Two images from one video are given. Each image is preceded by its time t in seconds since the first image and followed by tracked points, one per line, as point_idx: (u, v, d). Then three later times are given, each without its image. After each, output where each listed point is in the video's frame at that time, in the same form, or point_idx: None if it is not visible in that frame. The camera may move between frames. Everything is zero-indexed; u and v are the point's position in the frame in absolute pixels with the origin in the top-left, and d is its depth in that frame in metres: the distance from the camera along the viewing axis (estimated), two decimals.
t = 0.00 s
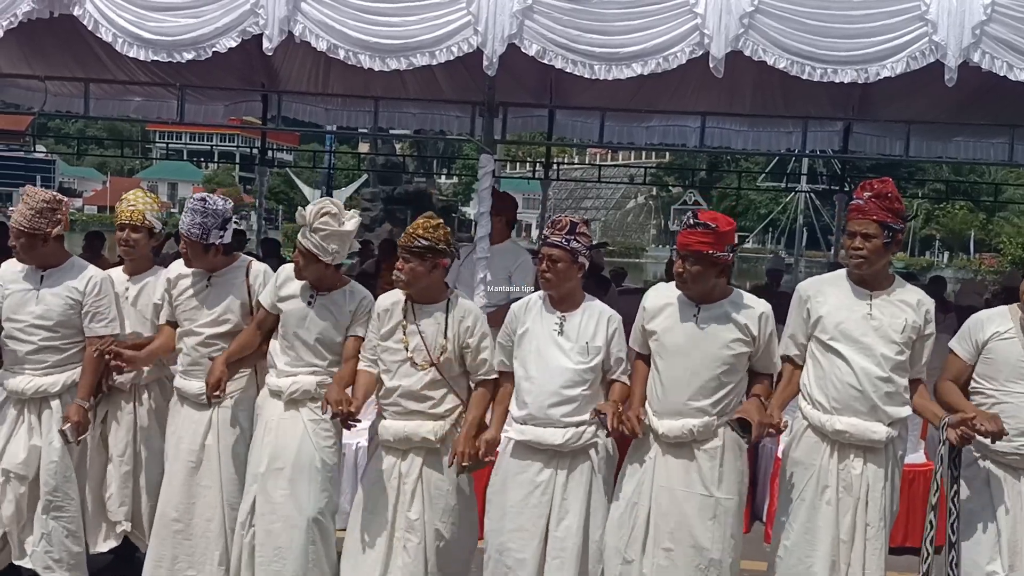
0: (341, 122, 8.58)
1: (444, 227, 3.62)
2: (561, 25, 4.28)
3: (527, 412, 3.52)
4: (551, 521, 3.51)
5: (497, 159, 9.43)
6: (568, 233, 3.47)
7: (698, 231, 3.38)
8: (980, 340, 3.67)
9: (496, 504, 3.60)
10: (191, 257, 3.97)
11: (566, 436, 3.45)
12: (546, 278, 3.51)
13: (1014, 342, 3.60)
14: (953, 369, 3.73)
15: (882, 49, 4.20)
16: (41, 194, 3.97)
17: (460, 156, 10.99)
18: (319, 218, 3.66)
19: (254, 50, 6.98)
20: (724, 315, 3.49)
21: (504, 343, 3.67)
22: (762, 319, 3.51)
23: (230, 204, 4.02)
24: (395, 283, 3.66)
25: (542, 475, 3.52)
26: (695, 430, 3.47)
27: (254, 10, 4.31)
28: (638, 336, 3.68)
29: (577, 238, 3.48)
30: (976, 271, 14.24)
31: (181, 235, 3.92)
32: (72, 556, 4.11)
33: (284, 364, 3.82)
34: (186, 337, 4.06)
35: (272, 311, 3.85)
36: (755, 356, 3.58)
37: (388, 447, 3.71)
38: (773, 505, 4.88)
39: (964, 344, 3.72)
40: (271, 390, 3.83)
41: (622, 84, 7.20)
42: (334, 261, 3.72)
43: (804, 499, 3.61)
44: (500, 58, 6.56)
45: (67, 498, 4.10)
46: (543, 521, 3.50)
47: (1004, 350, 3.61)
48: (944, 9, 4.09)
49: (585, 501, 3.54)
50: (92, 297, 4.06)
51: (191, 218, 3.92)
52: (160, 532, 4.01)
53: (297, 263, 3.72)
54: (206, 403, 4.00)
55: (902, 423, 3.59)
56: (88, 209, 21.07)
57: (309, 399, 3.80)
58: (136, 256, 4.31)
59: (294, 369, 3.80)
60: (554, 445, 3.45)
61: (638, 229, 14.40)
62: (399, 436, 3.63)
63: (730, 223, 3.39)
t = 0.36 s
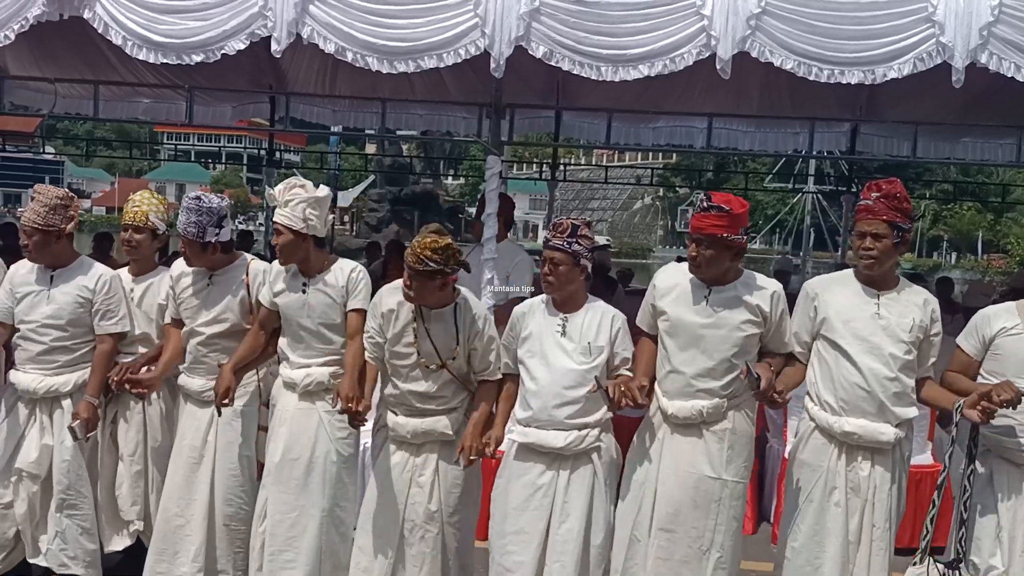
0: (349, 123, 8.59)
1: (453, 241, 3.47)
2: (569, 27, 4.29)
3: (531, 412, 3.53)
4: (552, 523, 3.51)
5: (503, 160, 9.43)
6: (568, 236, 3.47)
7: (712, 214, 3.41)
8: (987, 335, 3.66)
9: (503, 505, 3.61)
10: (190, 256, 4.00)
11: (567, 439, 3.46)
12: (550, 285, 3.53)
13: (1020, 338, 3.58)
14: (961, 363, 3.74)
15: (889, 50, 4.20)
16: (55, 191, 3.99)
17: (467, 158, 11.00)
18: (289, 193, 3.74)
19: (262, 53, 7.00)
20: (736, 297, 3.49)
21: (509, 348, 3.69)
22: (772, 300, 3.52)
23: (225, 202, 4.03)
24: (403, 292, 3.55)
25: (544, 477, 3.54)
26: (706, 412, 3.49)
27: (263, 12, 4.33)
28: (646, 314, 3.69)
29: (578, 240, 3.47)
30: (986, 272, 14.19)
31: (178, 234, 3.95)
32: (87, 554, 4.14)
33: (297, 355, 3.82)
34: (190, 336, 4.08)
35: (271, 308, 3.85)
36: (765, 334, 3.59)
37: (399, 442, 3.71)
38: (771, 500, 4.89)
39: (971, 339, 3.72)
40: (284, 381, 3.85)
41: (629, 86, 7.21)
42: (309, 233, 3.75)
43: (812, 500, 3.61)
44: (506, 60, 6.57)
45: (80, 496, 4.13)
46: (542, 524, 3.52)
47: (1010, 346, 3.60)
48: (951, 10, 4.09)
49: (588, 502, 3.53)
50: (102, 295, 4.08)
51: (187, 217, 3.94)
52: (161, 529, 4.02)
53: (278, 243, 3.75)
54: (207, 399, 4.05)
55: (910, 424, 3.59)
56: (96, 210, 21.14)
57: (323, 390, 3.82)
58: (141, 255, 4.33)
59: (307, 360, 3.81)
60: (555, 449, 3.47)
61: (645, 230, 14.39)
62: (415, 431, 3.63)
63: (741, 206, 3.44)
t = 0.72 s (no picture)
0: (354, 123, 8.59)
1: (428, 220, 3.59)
2: (573, 27, 4.29)
3: (529, 412, 3.54)
4: (549, 520, 3.52)
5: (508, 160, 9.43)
6: (569, 234, 3.47)
7: (702, 248, 3.26)
8: (983, 337, 3.67)
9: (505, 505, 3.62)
10: (207, 250, 3.98)
11: (567, 437, 3.47)
12: (556, 285, 3.53)
13: (1017, 337, 3.60)
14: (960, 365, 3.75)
15: (895, 50, 4.19)
16: (58, 192, 4.01)
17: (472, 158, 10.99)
18: (304, 190, 3.75)
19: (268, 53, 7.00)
20: (732, 321, 3.44)
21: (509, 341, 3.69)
22: (771, 320, 3.46)
23: (246, 200, 4.04)
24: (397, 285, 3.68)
25: (542, 474, 3.54)
26: (710, 429, 3.48)
27: (268, 12, 4.34)
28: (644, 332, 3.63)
29: (579, 238, 3.47)
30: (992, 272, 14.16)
31: (199, 227, 3.93)
32: (102, 552, 4.15)
33: (296, 353, 3.84)
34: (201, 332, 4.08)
35: (279, 306, 3.87)
36: (767, 351, 3.53)
37: (408, 439, 3.74)
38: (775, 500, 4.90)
39: (969, 341, 3.73)
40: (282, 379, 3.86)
41: (634, 86, 7.21)
42: (320, 234, 3.75)
43: (811, 500, 3.61)
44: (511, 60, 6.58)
45: (92, 495, 4.13)
46: (540, 521, 3.52)
47: (1008, 346, 3.61)
48: (956, 10, 4.09)
49: (586, 502, 3.54)
50: (104, 297, 4.09)
51: (208, 210, 3.92)
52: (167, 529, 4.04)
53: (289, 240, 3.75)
54: (215, 400, 4.03)
55: (909, 425, 3.59)
56: (102, 211, 21.17)
57: (319, 390, 3.82)
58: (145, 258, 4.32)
59: (306, 360, 3.82)
60: (554, 447, 3.47)
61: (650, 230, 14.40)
62: (420, 426, 3.65)
63: (732, 239, 3.27)
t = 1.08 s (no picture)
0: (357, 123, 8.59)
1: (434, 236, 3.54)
2: (575, 27, 4.29)
3: (536, 415, 3.54)
4: (561, 526, 3.53)
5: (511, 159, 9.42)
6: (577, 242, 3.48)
7: (705, 214, 3.43)
8: (972, 348, 3.69)
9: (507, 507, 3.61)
10: (218, 254, 4.01)
11: (574, 442, 3.46)
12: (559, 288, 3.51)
13: (1006, 346, 3.62)
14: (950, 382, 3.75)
15: (899, 49, 4.19)
16: (69, 189, 4.03)
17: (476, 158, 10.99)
18: (325, 215, 3.70)
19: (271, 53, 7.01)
20: (730, 298, 3.51)
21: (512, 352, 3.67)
22: (768, 306, 3.54)
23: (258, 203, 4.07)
24: (404, 302, 3.62)
25: (549, 481, 3.54)
26: (704, 413, 3.46)
27: (271, 12, 4.34)
28: (645, 324, 3.69)
29: (587, 246, 3.49)
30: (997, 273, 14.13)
31: (211, 229, 3.97)
32: (92, 554, 4.16)
33: (305, 371, 3.85)
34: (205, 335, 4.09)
35: (287, 315, 3.88)
36: (761, 344, 3.60)
37: (410, 453, 3.73)
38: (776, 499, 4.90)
39: (958, 354, 3.73)
40: (291, 395, 3.86)
41: (637, 86, 7.20)
42: (342, 261, 3.73)
43: (814, 501, 3.61)
44: (514, 60, 6.57)
45: (86, 496, 4.15)
46: (548, 526, 3.52)
47: (997, 357, 3.63)
48: (960, 10, 4.08)
49: (595, 501, 3.55)
50: (110, 296, 4.09)
51: (221, 212, 3.95)
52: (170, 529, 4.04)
53: (309, 265, 3.70)
54: (215, 401, 4.04)
55: (910, 425, 3.58)
56: (105, 210, 21.21)
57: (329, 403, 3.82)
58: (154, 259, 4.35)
59: (315, 374, 3.83)
60: (561, 451, 3.47)
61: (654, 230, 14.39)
62: (418, 443, 3.65)
63: (736, 208, 3.44)
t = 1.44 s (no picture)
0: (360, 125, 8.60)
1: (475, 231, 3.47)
2: (579, 28, 4.28)
3: (542, 415, 3.54)
4: (563, 527, 3.52)
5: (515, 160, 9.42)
6: (580, 234, 3.47)
7: (713, 211, 3.36)
8: (964, 332, 3.68)
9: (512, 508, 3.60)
10: (232, 242, 4.02)
11: (583, 441, 3.47)
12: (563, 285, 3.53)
13: (997, 332, 3.60)
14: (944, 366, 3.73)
15: (903, 49, 4.18)
16: (74, 193, 4.05)
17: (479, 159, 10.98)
18: (319, 192, 3.72)
19: (274, 55, 7.01)
20: (739, 299, 3.46)
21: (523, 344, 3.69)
22: (777, 302, 3.47)
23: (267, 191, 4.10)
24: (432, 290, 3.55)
25: (554, 481, 3.54)
26: (713, 411, 3.45)
27: (274, 14, 4.34)
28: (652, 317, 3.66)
29: (592, 240, 3.47)
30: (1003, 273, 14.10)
31: (224, 217, 3.98)
32: (96, 556, 4.15)
33: (316, 353, 3.84)
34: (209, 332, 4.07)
35: (287, 298, 3.87)
36: (771, 339, 3.55)
37: (415, 435, 3.70)
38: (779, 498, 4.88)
39: (949, 339, 3.73)
40: (302, 377, 3.86)
41: (641, 87, 7.19)
42: (337, 237, 3.73)
43: (811, 501, 3.60)
44: (518, 61, 6.57)
45: (90, 499, 4.14)
46: (554, 527, 3.52)
47: (989, 339, 3.61)
48: (964, 10, 4.07)
49: (600, 503, 3.54)
50: (117, 298, 4.10)
51: (234, 201, 3.96)
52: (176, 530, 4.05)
53: (304, 243, 3.72)
54: (219, 401, 4.05)
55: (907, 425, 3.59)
56: (110, 213, 21.25)
57: (343, 387, 3.83)
58: (156, 262, 4.33)
59: (326, 359, 3.83)
60: (569, 451, 3.47)
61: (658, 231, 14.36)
62: (432, 425, 3.62)
63: (745, 205, 3.38)
